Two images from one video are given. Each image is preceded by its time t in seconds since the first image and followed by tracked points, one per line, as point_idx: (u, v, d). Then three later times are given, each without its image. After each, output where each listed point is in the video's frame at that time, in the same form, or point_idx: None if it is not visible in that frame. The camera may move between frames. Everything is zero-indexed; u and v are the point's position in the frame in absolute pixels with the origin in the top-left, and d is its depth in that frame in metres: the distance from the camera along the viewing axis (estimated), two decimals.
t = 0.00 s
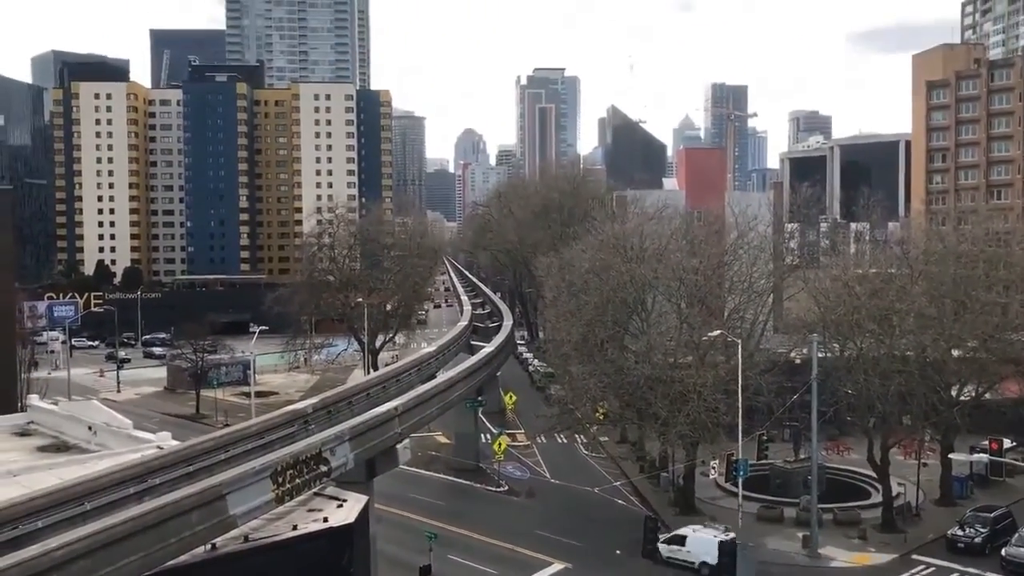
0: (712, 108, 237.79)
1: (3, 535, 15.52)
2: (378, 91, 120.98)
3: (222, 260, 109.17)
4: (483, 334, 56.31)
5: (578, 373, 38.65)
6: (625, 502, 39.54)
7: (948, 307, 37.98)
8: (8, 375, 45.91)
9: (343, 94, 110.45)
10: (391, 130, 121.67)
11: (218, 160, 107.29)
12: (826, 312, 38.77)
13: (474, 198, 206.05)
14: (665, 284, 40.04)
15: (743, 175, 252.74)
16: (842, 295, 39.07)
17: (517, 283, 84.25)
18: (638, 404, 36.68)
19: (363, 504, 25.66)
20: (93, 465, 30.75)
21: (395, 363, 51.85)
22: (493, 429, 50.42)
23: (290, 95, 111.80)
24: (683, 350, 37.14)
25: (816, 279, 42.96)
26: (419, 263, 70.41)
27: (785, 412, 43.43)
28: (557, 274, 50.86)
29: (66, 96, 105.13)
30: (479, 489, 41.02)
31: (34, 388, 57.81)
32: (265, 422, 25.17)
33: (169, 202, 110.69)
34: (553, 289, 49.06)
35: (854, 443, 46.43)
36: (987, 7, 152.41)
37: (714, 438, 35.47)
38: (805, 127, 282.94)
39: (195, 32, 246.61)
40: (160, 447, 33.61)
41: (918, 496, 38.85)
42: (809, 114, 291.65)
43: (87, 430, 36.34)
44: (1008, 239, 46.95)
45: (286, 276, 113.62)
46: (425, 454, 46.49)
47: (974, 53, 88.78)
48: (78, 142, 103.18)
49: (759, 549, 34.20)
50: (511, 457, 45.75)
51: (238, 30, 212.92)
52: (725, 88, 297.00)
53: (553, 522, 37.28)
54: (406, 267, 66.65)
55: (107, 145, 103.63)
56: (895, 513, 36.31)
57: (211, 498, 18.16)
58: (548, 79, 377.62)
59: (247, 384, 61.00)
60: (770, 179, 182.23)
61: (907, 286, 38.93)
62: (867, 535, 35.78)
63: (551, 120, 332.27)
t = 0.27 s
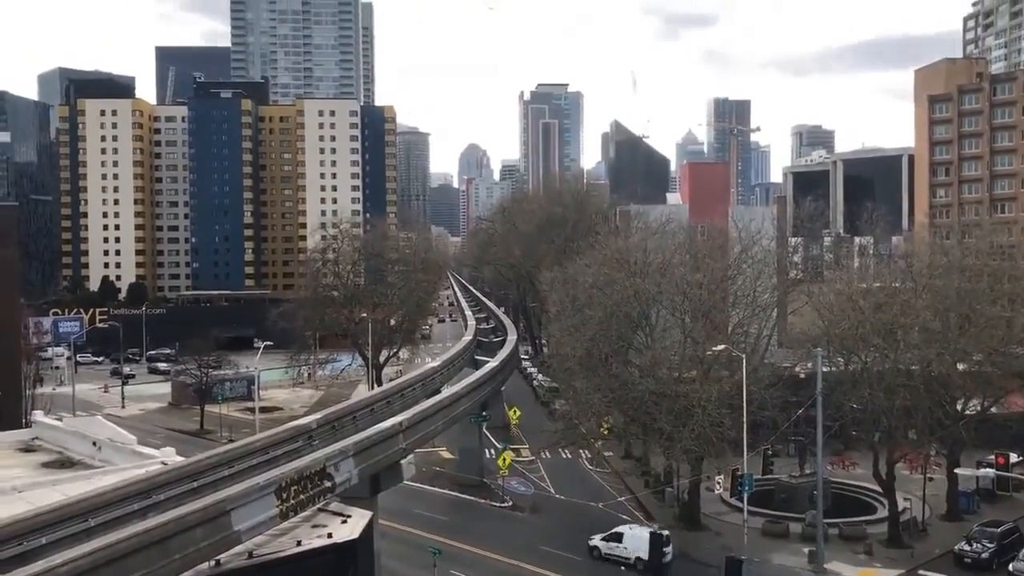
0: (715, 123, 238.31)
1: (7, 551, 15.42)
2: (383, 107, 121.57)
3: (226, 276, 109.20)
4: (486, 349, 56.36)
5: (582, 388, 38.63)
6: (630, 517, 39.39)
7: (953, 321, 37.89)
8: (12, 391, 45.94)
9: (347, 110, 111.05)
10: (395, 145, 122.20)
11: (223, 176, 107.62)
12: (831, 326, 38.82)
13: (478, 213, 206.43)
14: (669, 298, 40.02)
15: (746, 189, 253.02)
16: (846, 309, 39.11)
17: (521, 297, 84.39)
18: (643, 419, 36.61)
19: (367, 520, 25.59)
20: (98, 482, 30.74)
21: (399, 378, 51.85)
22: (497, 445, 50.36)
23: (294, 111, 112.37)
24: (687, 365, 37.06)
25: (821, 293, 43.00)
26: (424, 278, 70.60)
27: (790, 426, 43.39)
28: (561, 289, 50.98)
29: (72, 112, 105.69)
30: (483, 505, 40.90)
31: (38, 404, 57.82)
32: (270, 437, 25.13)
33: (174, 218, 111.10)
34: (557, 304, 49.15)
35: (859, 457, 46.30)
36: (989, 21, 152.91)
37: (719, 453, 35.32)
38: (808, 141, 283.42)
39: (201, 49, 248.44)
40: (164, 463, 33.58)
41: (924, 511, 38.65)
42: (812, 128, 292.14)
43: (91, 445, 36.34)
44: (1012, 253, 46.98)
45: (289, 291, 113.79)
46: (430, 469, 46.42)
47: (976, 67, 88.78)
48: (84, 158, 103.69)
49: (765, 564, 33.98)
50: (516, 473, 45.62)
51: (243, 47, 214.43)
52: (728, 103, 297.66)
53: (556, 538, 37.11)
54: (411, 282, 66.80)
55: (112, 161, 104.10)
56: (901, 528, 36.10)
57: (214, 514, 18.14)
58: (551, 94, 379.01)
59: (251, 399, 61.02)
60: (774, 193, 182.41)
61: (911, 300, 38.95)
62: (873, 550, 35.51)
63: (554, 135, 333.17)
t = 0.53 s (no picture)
0: (716, 136, 238.78)
1: (9, 567, 15.05)
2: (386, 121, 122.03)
3: (229, 290, 109.26)
4: (490, 363, 56.33)
5: (586, 402, 38.54)
6: (634, 531, 39.19)
7: (957, 333, 37.82)
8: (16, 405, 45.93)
9: (350, 124, 111.50)
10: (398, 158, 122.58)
11: (227, 190, 107.96)
12: (834, 339, 38.78)
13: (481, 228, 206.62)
14: (673, 311, 39.98)
15: (749, 202, 253.17)
16: (850, 322, 39.08)
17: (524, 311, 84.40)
18: (646, 433, 36.48)
19: (370, 535, 25.51)
20: (101, 497, 30.69)
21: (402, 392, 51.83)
22: (500, 459, 50.25)
23: (298, 126, 112.83)
24: (691, 378, 36.97)
25: (824, 306, 43.00)
26: (427, 292, 70.69)
27: (794, 440, 43.26)
28: (564, 302, 51.02)
29: (77, 128, 106.01)
30: (486, 519, 40.74)
31: (41, 419, 57.73)
32: (273, 451, 25.08)
33: (178, 233, 111.37)
34: (561, 317, 49.17)
35: (864, 471, 46.13)
36: (990, 35, 153.39)
37: (724, 467, 35.17)
38: (811, 154, 283.77)
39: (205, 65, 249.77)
40: (167, 478, 33.47)
41: (930, 525, 38.44)
42: (814, 141, 292.60)
43: (95, 461, 36.31)
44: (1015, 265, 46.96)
45: (293, 305, 113.94)
46: (433, 484, 46.31)
47: (978, 81, 88.97)
48: (88, 172, 104.06)
49: None
50: (519, 487, 45.48)
51: (247, 63, 214.50)
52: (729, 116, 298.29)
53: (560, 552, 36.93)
54: (414, 296, 66.87)
55: (116, 176, 104.37)
56: (907, 542, 35.91)
57: (217, 529, 18.12)
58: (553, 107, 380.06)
59: (254, 413, 60.97)
60: (777, 206, 182.41)
61: (914, 313, 38.93)
62: (879, 564, 35.26)
63: (557, 148, 333.89)
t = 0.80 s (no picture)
0: (716, 148, 239.14)
1: None
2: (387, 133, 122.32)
3: (230, 302, 109.22)
4: (491, 375, 56.30)
5: (587, 414, 38.42)
6: (636, 543, 39.02)
7: (959, 344, 37.74)
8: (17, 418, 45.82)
9: (351, 137, 111.78)
10: (399, 170, 122.81)
11: (228, 202, 108.14)
12: (836, 350, 38.75)
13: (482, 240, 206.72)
14: (674, 323, 39.91)
15: (749, 214, 253.35)
16: (852, 333, 39.06)
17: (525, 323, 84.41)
18: (648, 444, 36.37)
19: (372, 547, 25.40)
20: (102, 511, 30.61)
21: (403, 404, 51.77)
22: (502, 471, 50.15)
23: (299, 138, 113.15)
24: (693, 390, 36.85)
25: (826, 317, 43.00)
26: (428, 304, 70.73)
27: (796, 451, 43.14)
28: (564, 314, 51.02)
29: (79, 141, 106.20)
30: (488, 531, 40.55)
31: (42, 433, 57.67)
32: (275, 464, 24.96)
33: (179, 245, 111.47)
34: (562, 329, 49.15)
35: (866, 483, 45.99)
36: (989, 46, 153.79)
37: (726, 479, 35.04)
38: (811, 165, 284.13)
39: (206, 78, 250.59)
40: (168, 491, 33.41)
41: (933, 537, 38.29)
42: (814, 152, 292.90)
43: (95, 474, 36.24)
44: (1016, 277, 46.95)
45: (294, 317, 113.96)
46: (434, 496, 46.17)
47: (978, 91, 88.60)
48: (90, 184, 104.23)
49: None
50: (521, 500, 45.35)
51: (247, 76, 214.31)
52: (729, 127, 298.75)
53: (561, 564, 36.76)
54: (415, 307, 66.87)
55: (118, 189, 104.58)
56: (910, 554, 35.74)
57: (218, 541, 18.17)
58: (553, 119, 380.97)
59: (255, 426, 60.91)
60: (777, 218, 182.57)
61: (916, 324, 38.89)
62: None
63: (557, 159, 334.44)
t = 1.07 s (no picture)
0: (716, 157, 239.44)
1: None
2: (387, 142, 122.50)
3: (230, 311, 109.16)
4: (491, 384, 56.25)
5: (587, 423, 38.33)
6: (637, 553, 38.87)
7: (960, 353, 37.67)
8: (16, 428, 45.69)
9: (351, 146, 111.90)
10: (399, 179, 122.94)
11: (228, 211, 108.22)
12: (836, 359, 38.74)
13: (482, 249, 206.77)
14: (674, 332, 39.85)
15: (749, 223, 253.51)
16: (852, 341, 39.06)
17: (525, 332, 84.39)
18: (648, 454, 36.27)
19: (371, 557, 25.26)
20: (101, 521, 30.50)
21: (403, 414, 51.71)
22: (501, 481, 50.05)
23: (299, 148, 113.30)
24: (693, 399, 36.76)
25: (826, 326, 43.01)
26: (428, 313, 70.73)
27: (797, 461, 43.03)
28: (564, 323, 51.01)
29: (79, 150, 106.30)
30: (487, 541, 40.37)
31: (41, 443, 57.55)
32: (274, 473, 24.84)
33: (179, 254, 111.47)
34: (562, 338, 49.14)
35: (867, 492, 45.88)
36: (988, 55, 154.22)
37: (727, 488, 34.93)
38: (811, 174, 284.49)
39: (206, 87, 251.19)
40: (166, 501, 33.31)
41: (934, 546, 38.15)
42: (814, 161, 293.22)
43: (94, 483, 36.13)
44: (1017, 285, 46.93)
45: (294, 326, 113.90)
46: (434, 506, 46.06)
47: (977, 100, 89.03)
48: (90, 194, 104.30)
49: None
50: (521, 509, 45.23)
51: (248, 86, 214.92)
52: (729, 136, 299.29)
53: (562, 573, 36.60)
54: (415, 317, 66.85)
55: (117, 198, 104.65)
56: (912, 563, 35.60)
57: (217, 552, 18.08)
58: (553, 128, 381.66)
59: (254, 436, 60.81)
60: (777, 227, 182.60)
61: (916, 332, 38.84)
62: None
63: (557, 168, 334.87)
